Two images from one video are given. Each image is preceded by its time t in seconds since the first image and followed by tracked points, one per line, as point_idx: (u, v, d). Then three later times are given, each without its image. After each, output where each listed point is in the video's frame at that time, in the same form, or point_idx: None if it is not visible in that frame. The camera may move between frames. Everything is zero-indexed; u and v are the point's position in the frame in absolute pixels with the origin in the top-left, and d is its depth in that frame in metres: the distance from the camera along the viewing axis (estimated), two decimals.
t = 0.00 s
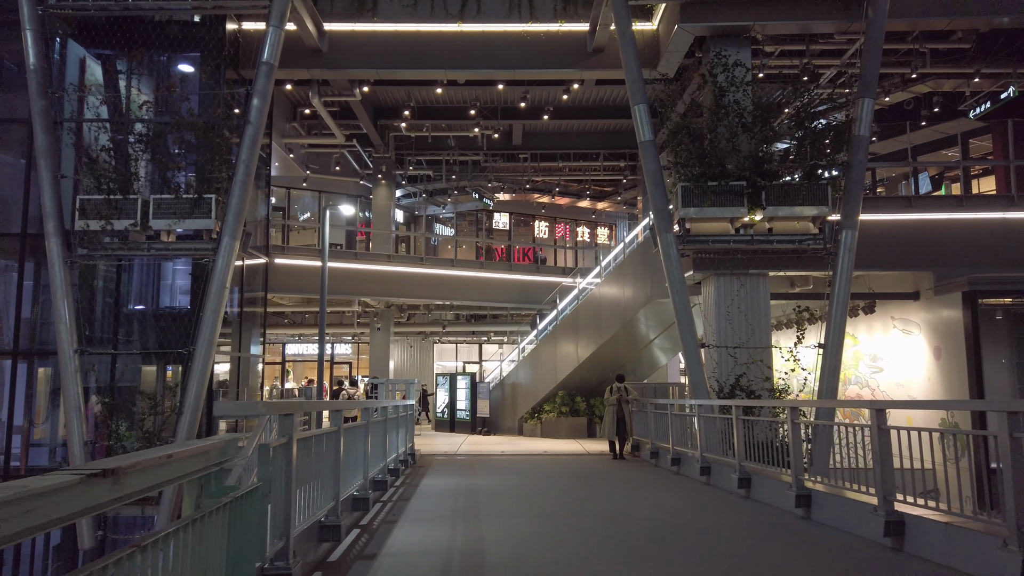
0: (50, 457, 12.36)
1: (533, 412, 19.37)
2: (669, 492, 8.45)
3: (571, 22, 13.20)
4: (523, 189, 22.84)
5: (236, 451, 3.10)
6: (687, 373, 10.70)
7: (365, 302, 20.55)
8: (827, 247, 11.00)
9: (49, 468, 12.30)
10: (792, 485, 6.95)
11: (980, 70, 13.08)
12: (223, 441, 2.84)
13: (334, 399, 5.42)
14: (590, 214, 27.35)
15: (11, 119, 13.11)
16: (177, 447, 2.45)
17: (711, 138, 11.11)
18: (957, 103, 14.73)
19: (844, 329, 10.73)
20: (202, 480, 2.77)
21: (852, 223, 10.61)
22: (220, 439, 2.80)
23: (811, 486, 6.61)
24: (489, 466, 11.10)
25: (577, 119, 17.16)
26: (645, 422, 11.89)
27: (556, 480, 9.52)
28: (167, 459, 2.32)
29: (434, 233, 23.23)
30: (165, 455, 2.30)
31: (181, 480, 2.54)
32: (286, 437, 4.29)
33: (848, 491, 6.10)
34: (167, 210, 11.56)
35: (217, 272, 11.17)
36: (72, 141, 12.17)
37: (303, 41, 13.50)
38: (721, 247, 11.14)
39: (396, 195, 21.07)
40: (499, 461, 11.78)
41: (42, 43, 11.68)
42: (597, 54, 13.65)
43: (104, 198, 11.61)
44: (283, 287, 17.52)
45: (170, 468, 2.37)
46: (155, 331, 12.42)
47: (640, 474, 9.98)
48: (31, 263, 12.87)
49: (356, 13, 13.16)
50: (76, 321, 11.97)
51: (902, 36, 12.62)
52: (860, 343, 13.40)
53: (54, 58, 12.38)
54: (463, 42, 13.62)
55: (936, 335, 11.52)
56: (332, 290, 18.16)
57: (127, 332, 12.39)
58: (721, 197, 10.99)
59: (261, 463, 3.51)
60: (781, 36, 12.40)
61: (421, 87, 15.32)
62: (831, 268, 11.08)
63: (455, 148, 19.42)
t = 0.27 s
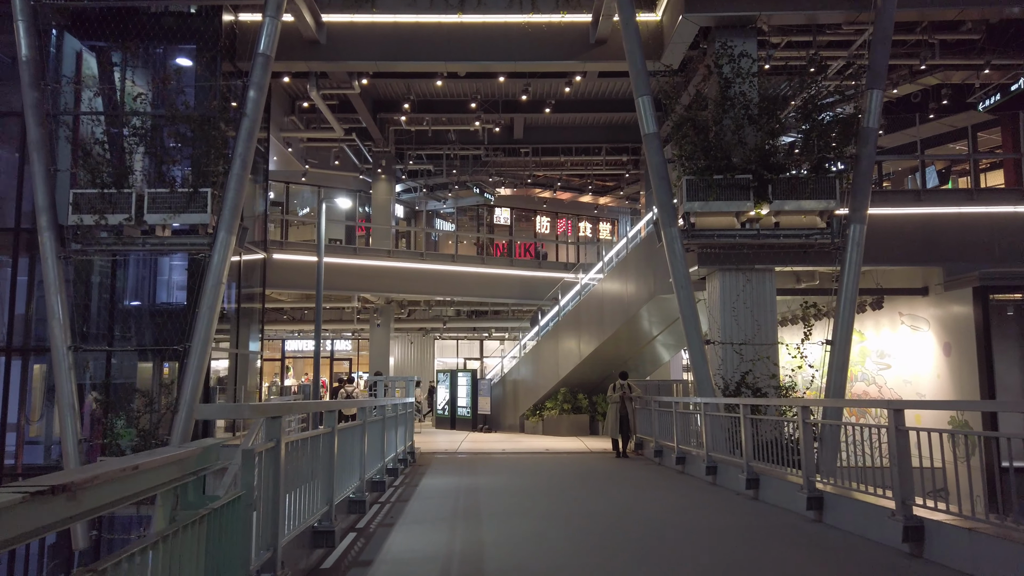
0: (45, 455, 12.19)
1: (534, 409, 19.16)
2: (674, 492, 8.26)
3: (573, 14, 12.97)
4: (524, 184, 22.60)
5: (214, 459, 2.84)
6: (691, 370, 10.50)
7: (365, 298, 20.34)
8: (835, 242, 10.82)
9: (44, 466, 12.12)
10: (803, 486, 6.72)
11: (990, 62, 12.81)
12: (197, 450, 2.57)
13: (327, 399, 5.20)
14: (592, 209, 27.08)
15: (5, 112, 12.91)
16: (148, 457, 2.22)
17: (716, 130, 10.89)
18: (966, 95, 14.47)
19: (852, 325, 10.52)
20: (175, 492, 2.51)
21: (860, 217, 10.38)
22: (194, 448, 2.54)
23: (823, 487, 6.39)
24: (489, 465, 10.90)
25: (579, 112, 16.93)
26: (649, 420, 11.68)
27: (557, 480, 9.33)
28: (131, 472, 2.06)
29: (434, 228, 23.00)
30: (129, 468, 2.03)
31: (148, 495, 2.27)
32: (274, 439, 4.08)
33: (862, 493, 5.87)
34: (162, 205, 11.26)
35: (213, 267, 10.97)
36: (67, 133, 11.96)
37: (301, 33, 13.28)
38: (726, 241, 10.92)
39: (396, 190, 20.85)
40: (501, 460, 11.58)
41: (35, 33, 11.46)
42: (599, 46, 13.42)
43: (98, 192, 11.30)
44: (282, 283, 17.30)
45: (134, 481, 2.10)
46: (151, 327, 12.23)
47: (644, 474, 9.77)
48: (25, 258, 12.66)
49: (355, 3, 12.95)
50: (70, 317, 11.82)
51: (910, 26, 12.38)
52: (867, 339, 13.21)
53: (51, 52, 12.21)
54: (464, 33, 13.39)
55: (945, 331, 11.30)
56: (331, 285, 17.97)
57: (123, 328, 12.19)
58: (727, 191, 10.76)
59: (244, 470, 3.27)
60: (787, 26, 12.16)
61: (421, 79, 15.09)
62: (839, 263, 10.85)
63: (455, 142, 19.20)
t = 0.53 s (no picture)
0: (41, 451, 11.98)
1: (536, 405, 18.95)
2: (681, 489, 8.07)
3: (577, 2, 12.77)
4: (526, 177, 22.37)
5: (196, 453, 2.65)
6: (697, 365, 10.29)
7: (364, 292, 20.14)
8: (843, 235, 10.62)
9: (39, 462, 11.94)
10: (815, 484, 6.51)
11: (1001, 52, 12.50)
12: (174, 444, 2.37)
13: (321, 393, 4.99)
14: (594, 204, 26.82)
15: None
16: (118, 451, 2.02)
17: (723, 120, 10.66)
18: (978, 85, 14.16)
19: (861, 319, 10.31)
20: (149, 489, 2.31)
21: (869, 210, 10.18)
22: (171, 442, 2.33)
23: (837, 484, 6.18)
24: (491, 461, 10.71)
25: (582, 104, 16.70)
26: (653, 415, 11.48)
27: (561, 476, 9.14)
28: (95, 468, 1.87)
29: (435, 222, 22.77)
30: (92, 464, 1.84)
31: (116, 493, 2.08)
32: (262, 435, 3.83)
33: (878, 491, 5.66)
34: (158, 196, 11.07)
35: (209, 260, 10.77)
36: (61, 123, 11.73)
37: (300, 22, 13.05)
38: (733, 234, 10.70)
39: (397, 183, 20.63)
40: (502, 456, 11.38)
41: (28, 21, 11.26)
42: (603, 36, 13.18)
43: (93, 183, 11.11)
44: (280, 277, 17.09)
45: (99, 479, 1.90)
46: (149, 322, 11.98)
47: (649, 470, 9.58)
48: (19, 251, 12.47)
49: None
50: (65, 310, 11.63)
51: (920, 15, 12.13)
52: (874, 334, 13.01)
53: (49, 43, 12.12)
54: (465, 23, 13.16)
55: (955, 326, 11.11)
56: (331, 279, 17.81)
57: (119, 322, 12.00)
58: (733, 182, 10.51)
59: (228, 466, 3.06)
60: (795, 15, 11.92)
61: (421, 70, 14.88)
62: (847, 255, 10.64)
63: (457, 135, 18.99)
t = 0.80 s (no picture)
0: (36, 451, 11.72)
1: (538, 404, 18.75)
2: (688, 491, 7.87)
3: None
4: (528, 174, 22.15)
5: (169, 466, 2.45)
6: (703, 364, 10.08)
7: (364, 289, 19.93)
8: (851, 231, 10.40)
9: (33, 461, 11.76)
10: (828, 488, 6.30)
11: (1011, 45, 12.27)
12: (140, 457, 2.17)
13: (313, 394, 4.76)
14: (596, 200, 26.55)
15: None
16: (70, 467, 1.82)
17: (729, 113, 10.44)
18: (986, 80, 13.94)
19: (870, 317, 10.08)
20: (114, 507, 2.11)
21: (879, 205, 9.96)
22: (139, 454, 2.14)
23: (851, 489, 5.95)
24: (492, 462, 10.51)
25: (584, 99, 16.47)
26: (657, 415, 11.27)
27: (564, 478, 8.94)
28: (42, 488, 1.67)
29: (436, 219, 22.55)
30: (39, 484, 1.64)
31: (74, 513, 1.88)
32: (245, 442, 3.58)
33: (895, 495, 5.43)
34: (152, 191, 10.91)
35: (204, 258, 10.60)
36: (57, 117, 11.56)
37: (298, 15, 12.83)
38: (739, 230, 10.48)
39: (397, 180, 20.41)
40: (504, 457, 11.18)
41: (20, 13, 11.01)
42: (606, 29, 12.94)
43: (87, 178, 10.95)
44: (279, 274, 16.89)
45: (47, 499, 1.70)
46: (144, 319, 11.77)
47: (653, 472, 9.36)
48: (14, 247, 12.31)
49: None
50: (59, 308, 11.44)
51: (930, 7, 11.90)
52: (881, 332, 12.80)
53: (45, 37, 11.82)
54: (466, 15, 12.93)
55: (966, 324, 10.89)
56: (330, 276, 17.61)
57: (115, 320, 11.80)
58: (740, 177, 10.31)
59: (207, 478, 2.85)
60: (802, 7, 11.68)
61: (421, 64, 14.65)
62: (856, 252, 10.41)
63: (458, 130, 18.78)
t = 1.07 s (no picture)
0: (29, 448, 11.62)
1: (539, 400, 18.57)
2: (693, 490, 7.68)
3: None
4: (529, 168, 21.93)
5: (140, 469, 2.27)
6: (708, 360, 9.87)
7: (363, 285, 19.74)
8: (859, 224, 10.17)
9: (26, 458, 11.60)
10: (839, 487, 6.10)
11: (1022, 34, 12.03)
12: (101, 462, 1.99)
13: (303, 390, 4.51)
14: (598, 195, 26.28)
15: None
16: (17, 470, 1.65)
17: (734, 104, 10.23)
18: (996, 70, 13.71)
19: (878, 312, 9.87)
20: (72, 514, 1.94)
21: (887, 197, 9.75)
22: (100, 454, 1.97)
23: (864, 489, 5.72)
24: (492, 459, 10.32)
25: (586, 91, 16.23)
26: (661, 412, 11.07)
27: (565, 476, 8.75)
28: None
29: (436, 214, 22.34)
30: None
31: (28, 520, 1.71)
32: (225, 441, 3.28)
33: (913, 495, 5.20)
34: (147, 184, 10.70)
35: (200, 252, 10.35)
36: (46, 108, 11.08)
37: (295, 5, 12.60)
38: (744, 223, 10.26)
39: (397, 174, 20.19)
40: (504, 454, 10.98)
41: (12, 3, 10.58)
42: (608, 19, 12.70)
43: (80, 170, 10.75)
44: (278, 269, 16.69)
45: None
46: (139, 314, 11.58)
47: (657, 470, 9.17)
48: (9, 241, 12.15)
49: None
50: (53, 304, 11.18)
51: None
52: (888, 327, 12.60)
53: (40, 30, 11.37)
54: (465, 5, 12.70)
55: (975, 319, 10.69)
56: (329, 271, 17.42)
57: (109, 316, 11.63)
58: (745, 169, 10.09)
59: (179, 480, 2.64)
60: None
61: (421, 56, 14.43)
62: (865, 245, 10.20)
63: (458, 124, 18.57)
